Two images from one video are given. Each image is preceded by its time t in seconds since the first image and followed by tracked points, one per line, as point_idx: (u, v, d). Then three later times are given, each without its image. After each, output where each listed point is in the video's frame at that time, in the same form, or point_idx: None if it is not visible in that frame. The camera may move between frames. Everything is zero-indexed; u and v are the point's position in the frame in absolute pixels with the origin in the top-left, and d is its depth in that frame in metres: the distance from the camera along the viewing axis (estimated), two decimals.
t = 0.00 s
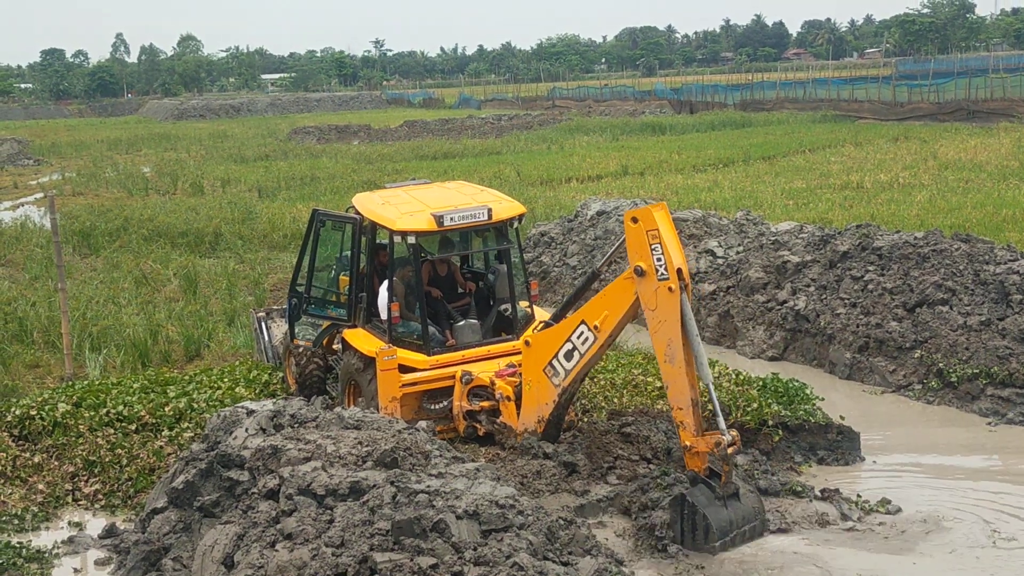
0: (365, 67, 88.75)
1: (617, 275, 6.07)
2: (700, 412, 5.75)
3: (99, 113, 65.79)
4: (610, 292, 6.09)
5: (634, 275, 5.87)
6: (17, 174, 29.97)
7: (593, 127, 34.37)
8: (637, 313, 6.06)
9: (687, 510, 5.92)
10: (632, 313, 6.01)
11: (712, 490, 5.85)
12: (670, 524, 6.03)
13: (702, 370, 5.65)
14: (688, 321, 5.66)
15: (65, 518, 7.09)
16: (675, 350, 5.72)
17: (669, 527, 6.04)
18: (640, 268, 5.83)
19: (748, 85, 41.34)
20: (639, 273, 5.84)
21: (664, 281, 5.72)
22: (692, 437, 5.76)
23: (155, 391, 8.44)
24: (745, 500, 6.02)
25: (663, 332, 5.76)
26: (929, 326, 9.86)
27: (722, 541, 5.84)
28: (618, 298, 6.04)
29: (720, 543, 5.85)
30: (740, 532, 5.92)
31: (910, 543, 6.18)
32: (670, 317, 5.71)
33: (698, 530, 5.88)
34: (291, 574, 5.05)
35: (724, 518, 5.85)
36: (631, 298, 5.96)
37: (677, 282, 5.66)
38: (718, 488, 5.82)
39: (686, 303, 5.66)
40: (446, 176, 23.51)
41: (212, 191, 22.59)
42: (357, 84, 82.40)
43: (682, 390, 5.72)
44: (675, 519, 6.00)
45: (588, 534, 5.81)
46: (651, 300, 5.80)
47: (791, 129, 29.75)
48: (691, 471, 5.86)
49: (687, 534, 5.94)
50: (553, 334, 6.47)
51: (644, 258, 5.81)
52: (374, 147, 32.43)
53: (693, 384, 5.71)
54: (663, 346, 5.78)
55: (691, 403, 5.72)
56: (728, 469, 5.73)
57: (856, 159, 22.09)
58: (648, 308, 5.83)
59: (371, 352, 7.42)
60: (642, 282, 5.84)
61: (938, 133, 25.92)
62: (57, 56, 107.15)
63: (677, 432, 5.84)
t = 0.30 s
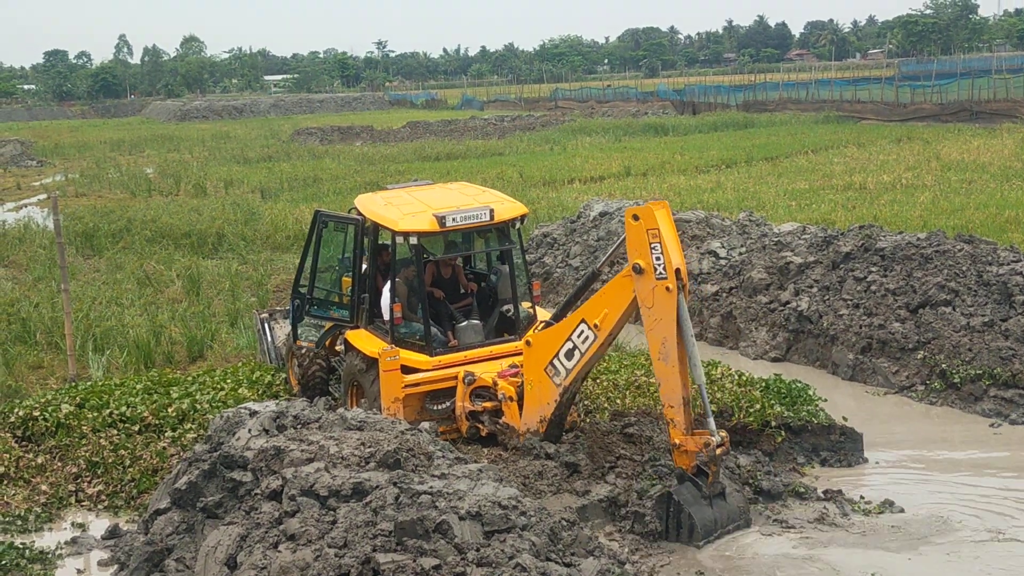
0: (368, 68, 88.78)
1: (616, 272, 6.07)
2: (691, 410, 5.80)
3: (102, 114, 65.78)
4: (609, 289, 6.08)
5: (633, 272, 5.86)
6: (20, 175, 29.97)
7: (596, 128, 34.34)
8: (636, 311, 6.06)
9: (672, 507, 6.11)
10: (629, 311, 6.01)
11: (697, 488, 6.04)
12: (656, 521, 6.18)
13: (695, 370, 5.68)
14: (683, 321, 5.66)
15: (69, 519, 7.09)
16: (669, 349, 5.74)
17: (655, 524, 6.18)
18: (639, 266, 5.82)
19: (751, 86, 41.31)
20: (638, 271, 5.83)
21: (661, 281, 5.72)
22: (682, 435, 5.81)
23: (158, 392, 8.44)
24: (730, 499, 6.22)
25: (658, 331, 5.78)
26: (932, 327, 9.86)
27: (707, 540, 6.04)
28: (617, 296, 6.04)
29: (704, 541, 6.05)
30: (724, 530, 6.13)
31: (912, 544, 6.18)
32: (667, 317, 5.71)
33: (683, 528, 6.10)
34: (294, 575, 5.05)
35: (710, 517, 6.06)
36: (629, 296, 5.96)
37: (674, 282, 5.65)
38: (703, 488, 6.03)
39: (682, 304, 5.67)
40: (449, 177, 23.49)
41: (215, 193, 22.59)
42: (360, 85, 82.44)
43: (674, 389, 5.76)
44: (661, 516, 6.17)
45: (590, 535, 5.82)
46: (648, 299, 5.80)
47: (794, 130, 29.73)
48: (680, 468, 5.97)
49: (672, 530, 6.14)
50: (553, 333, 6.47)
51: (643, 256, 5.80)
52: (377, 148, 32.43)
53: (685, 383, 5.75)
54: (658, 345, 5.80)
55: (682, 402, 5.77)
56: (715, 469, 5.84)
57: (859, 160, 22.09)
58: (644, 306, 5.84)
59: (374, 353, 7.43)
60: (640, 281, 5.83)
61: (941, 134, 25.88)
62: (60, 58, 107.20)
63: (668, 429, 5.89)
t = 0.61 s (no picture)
0: (370, 71, 88.88)
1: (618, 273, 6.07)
2: (692, 411, 5.81)
3: (104, 116, 65.78)
4: (611, 290, 6.08)
5: (634, 273, 5.86)
6: (22, 177, 29.99)
7: (598, 130, 34.33)
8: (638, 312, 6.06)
9: (670, 507, 6.14)
10: (631, 312, 6.01)
11: (696, 491, 6.09)
12: (652, 521, 6.19)
13: (696, 371, 5.68)
14: (684, 322, 5.66)
15: (70, 522, 7.10)
16: (670, 350, 5.74)
17: (652, 525, 6.19)
18: (641, 267, 5.82)
19: (753, 89, 41.26)
20: (639, 271, 5.83)
21: (663, 281, 5.71)
22: (682, 436, 5.83)
23: (160, 394, 8.45)
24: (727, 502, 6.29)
25: (660, 331, 5.78)
26: (934, 330, 9.85)
27: (704, 543, 6.09)
28: (618, 297, 6.04)
29: (701, 544, 6.09)
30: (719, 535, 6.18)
31: (914, 547, 6.16)
32: (668, 318, 5.72)
33: (680, 530, 6.12)
34: None
35: (708, 520, 6.12)
36: (630, 297, 5.96)
37: (676, 283, 5.65)
38: (701, 490, 6.07)
39: (684, 305, 5.67)
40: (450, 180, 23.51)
41: (216, 195, 22.61)
42: (362, 88, 82.44)
43: (675, 390, 5.77)
44: (659, 516, 6.18)
45: (593, 538, 5.81)
46: (650, 300, 5.80)
47: (796, 133, 29.71)
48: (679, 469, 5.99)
49: (668, 531, 6.15)
50: (556, 335, 6.47)
51: (644, 257, 5.81)
52: (378, 151, 32.45)
53: (686, 384, 5.75)
54: (659, 345, 5.80)
55: (682, 403, 5.78)
56: (713, 472, 5.86)
57: (861, 163, 22.06)
58: (646, 307, 5.84)
59: (376, 356, 7.43)
60: (641, 281, 5.83)
61: (943, 136, 25.86)
62: (62, 61, 107.30)
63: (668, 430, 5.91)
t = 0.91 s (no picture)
0: (372, 73, 88.97)
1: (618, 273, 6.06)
2: (691, 412, 5.81)
3: (106, 119, 65.83)
4: (611, 291, 6.08)
5: (634, 274, 5.86)
6: (24, 180, 30.04)
7: (600, 133, 34.36)
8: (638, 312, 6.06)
9: (666, 509, 6.10)
10: (631, 312, 6.01)
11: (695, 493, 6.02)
12: (649, 522, 6.19)
13: (695, 372, 5.67)
14: (683, 323, 5.65)
15: (72, 525, 7.09)
16: (669, 351, 5.74)
17: (648, 526, 6.19)
18: (641, 267, 5.82)
19: (755, 91, 41.30)
20: (639, 272, 5.83)
21: (662, 282, 5.71)
22: (681, 436, 5.84)
23: (162, 397, 8.45)
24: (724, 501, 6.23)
25: (659, 332, 5.77)
26: (936, 333, 9.85)
27: (700, 545, 6.08)
28: (619, 297, 6.04)
29: (697, 546, 6.08)
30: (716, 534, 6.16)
31: (917, 550, 6.14)
32: (668, 318, 5.71)
33: (674, 531, 6.09)
34: None
35: (704, 520, 6.09)
36: (630, 298, 5.96)
37: (676, 284, 5.64)
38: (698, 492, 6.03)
39: (683, 305, 5.66)
40: (452, 183, 23.54)
41: (218, 198, 22.64)
42: (364, 91, 82.57)
43: (674, 390, 5.78)
44: (655, 517, 6.16)
45: (595, 541, 5.80)
46: (649, 301, 5.80)
47: (798, 135, 29.73)
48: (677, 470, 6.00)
49: (664, 533, 6.13)
50: (557, 336, 6.46)
51: (644, 257, 5.80)
52: (381, 153, 32.51)
53: (685, 385, 5.75)
54: (658, 346, 5.80)
55: (682, 403, 5.79)
56: (711, 474, 5.85)
57: (863, 165, 22.06)
58: (645, 308, 5.84)
59: (378, 358, 7.43)
60: (641, 282, 5.83)
61: (945, 139, 25.90)
62: (65, 63, 107.50)
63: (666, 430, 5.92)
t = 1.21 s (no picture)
0: (373, 75, 89.03)
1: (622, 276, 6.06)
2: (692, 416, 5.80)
3: (107, 121, 65.88)
4: (615, 294, 6.07)
5: (637, 277, 5.86)
6: (26, 182, 30.09)
7: (601, 135, 34.36)
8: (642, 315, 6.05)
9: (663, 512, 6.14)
10: (634, 315, 6.00)
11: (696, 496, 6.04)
12: (644, 516, 6.20)
13: (695, 376, 5.66)
14: (686, 327, 5.64)
15: (74, 527, 7.09)
16: (671, 354, 5.73)
17: (642, 523, 6.22)
18: (644, 271, 5.81)
19: (756, 94, 41.29)
20: (642, 275, 5.82)
21: (665, 285, 5.70)
22: (682, 440, 5.83)
23: (164, 399, 8.46)
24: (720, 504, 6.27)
25: (661, 335, 5.76)
26: (937, 335, 9.85)
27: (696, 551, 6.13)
28: (621, 300, 6.04)
29: (690, 548, 6.16)
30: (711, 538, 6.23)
31: (920, 553, 6.12)
32: (670, 322, 5.70)
33: (668, 535, 6.16)
34: None
35: (699, 525, 6.14)
36: (633, 301, 5.95)
37: (678, 288, 5.62)
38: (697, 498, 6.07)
39: (686, 309, 5.64)
40: (454, 185, 23.54)
41: (220, 200, 22.65)
42: (365, 93, 82.71)
43: (676, 394, 5.76)
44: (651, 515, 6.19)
45: (597, 543, 5.80)
46: (652, 304, 5.79)
47: (799, 138, 29.72)
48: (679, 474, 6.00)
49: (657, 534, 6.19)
50: (559, 339, 6.46)
51: (647, 261, 5.79)
52: (382, 155, 32.53)
53: (687, 388, 5.74)
54: (660, 349, 5.79)
55: (683, 407, 5.77)
56: (711, 481, 5.86)
57: (865, 168, 22.04)
58: (648, 311, 5.82)
59: (380, 360, 7.44)
60: (644, 285, 5.83)
61: (946, 141, 25.89)
62: (66, 66, 107.63)
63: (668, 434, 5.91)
